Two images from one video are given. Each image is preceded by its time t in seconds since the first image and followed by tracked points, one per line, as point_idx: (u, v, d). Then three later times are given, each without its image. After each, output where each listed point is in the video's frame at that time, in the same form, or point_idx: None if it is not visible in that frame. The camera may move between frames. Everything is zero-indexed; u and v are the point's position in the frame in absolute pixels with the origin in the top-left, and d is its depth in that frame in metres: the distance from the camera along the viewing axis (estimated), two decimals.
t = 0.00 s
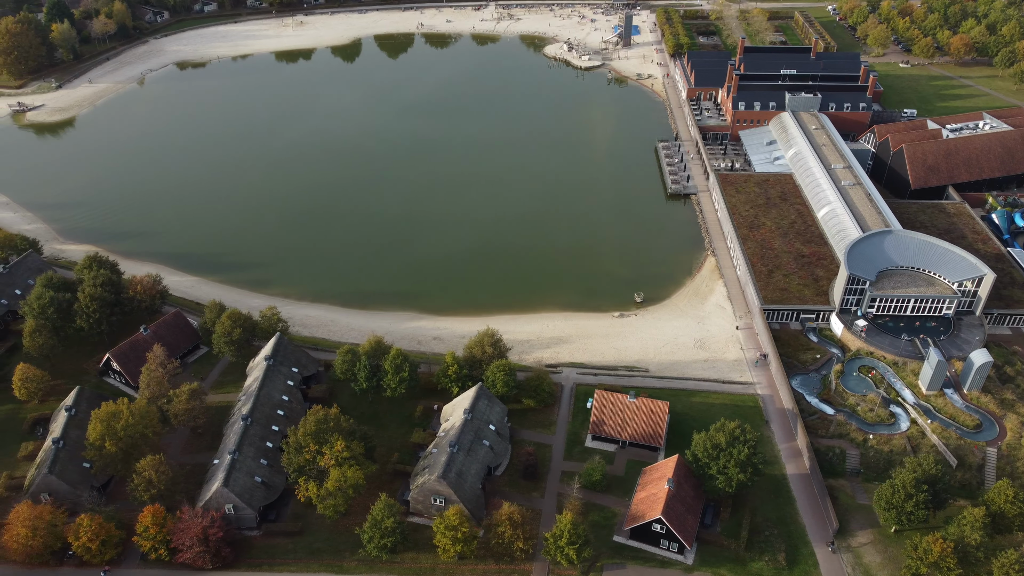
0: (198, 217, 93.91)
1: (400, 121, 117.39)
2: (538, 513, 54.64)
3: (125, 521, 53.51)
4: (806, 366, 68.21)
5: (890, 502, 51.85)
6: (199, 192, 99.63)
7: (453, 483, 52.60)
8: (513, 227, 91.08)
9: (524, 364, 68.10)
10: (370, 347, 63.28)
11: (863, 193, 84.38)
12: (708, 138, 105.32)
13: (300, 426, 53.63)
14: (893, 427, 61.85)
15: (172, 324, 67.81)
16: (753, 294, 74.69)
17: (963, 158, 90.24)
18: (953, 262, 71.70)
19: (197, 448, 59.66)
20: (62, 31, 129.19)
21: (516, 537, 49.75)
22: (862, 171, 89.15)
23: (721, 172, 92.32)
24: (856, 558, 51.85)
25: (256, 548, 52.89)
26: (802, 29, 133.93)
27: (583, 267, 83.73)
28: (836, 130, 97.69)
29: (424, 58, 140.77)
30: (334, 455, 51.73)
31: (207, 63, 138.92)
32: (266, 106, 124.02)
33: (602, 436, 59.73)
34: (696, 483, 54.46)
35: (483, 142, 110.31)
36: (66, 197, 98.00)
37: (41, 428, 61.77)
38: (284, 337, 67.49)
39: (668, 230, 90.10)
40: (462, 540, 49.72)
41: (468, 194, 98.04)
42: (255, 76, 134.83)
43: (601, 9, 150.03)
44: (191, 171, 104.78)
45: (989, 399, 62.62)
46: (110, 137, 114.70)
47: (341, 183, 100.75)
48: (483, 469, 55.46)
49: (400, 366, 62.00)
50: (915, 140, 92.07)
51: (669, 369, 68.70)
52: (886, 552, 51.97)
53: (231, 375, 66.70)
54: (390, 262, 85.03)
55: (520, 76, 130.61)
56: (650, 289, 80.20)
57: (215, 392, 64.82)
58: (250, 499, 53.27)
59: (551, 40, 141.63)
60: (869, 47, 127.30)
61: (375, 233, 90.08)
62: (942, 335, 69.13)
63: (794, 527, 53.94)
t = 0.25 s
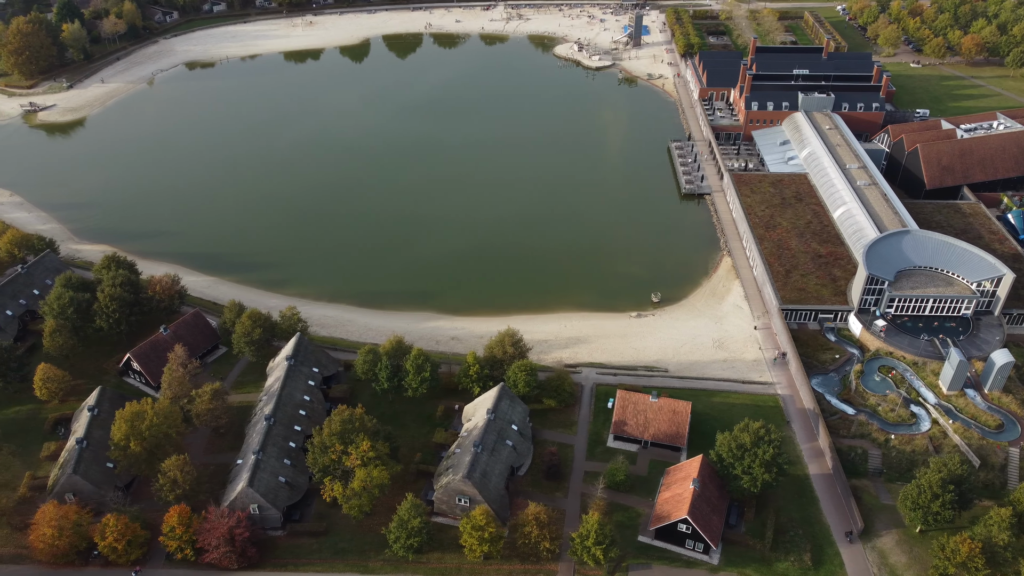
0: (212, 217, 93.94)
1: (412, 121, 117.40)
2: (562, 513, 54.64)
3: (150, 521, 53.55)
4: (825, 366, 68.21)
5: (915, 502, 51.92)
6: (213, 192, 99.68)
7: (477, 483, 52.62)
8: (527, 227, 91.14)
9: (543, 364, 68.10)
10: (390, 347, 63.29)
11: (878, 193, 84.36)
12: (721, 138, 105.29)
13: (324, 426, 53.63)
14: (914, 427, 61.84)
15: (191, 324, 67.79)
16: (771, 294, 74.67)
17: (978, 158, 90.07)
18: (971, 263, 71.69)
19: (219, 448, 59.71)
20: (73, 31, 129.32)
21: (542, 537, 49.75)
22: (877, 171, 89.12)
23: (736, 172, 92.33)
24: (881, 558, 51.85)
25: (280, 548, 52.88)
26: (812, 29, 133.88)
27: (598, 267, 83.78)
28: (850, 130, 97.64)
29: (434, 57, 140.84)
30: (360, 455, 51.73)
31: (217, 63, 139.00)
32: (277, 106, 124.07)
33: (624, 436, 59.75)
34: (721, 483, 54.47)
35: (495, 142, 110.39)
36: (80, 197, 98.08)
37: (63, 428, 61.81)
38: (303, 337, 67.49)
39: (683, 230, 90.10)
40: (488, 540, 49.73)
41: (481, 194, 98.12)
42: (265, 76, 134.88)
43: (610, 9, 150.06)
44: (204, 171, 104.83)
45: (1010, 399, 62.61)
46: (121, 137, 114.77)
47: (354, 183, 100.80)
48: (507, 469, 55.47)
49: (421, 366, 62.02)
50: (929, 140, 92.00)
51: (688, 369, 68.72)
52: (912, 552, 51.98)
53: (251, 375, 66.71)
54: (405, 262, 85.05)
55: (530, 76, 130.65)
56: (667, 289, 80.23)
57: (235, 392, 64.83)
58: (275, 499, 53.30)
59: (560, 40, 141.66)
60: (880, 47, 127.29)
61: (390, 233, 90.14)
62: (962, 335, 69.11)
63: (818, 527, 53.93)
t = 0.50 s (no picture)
0: (226, 216, 93.94)
1: (424, 121, 117.38)
2: (586, 513, 54.61)
3: (174, 521, 53.56)
4: (845, 366, 68.21)
5: (941, 502, 51.93)
6: (226, 192, 99.64)
7: (502, 483, 52.63)
8: (542, 227, 91.18)
9: (563, 364, 68.10)
10: (412, 347, 63.28)
11: (894, 193, 84.27)
12: (734, 138, 105.24)
13: (349, 426, 53.64)
14: (936, 427, 61.81)
15: (211, 324, 67.79)
16: (789, 293, 74.61)
17: (993, 158, 89.45)
18: (990, 263, 71.67)
19: (242, 448, 59.81)
20: (83, 31, 129.51)
21: (569, 537, 49.69)
22: (891, 171, 89.04)
23: (750, 172, 92.30)
24: (906, 558, 51.83)
25: (305, 549, 52.86)
26: (822, 29, 133.76)
27: (614, 267, 83.79)
28: (863, 130, 97.56)
29: (443, 58, 140.76)
30: (386, 455, 51.70)
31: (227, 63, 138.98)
32: (288, 106, 124.03)
33: (646, 436, 59.75)
34: (745, 483, 54.43)
35: (507, 142, 110.41)
36: (93, 197, 98.21)
37: (84, 428, 61.86)
38: (323, 337, 67.49)
39: (698, 230, 90.10)
40: (515, 540, 49.72)
41: (495, 194, 98.11)
42: (275, 76, 134.81)
43: (619, 9, 149.99)
44: (217, 171, 104.80)
45: None
46: (133, 137, 114.73)
47: (367, 183, 100.78)
48: (531, 469, 55.47)
49: (443, 366, 62.01)
50: (944, 141, 91.61)
51: (708, 369, 68.69)
52: (937, 552, 51.96)
53: (271, 376, 66.69)
54: (420, 261, 85.07)
55: (540, 76, 130.65)
56: (684, 289, 80.21)
57: (256, 392, 64.85)
58: (299, 499, 53.30)
59: (570, 40, 141.68)
60: (890, 47, 127.18)
61: (405, 234, 90.08)
62: (981, 336, 69.04)
63: (843, 527, 53.91)
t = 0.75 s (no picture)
0: (241, 216, 93.99)
1: (435, 121, 117.30)
2: (611, 513, 54.57)
3: (199, 521, 53.55)
4: (865, 366, 68.19)
5: (967, 502, 51.90)
6: (240, 192, 99.64)
7: (527, 483, 52.61)
8: (557, 227, 91.14)
9: (583, 364, 68.07)
10: (432, 348, 63.28)
11: (910, 193, 84.16)
12: (746, 138, 105.16)
13: (374, 426, 53.64)
14: (958, 426, 61.73)
15: (231, 324, 67.83)
16: (807, 293, 74.56)
17: (1008, 158, 89.24)
18: (1009, 263, 71.56)
19: (263, 448, 59.87)
20: (94, 31, 129.59)
21: (596, 537, 49.59)
22: (906, 171, 88.92)
23: (765, 172, 92.25)
24: (932, 558, 51.79)
25: (330, 549, 52.83)
26: (832, 29, 133.60)
27: (630, 267, 83.75)
28: (877, 130, 97.47)
29: (453, 58, 140.73)
30: (411, 455, 51.67)
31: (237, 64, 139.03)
32: (299, 106, 124.04)
33: (668, 436, 59.71)
34: (770, 483, 54.40)
35: (520, 143, 110.39)
36: (108, 197, 98.25)
37: (106, 428, 61.90)
38: (343, 337, 67.50)
39: (713, 230, 90.07)
40: (541, 540, 49.67)
41: (508, 194, 98.07)
42: (286, 76, 134.86)
43: (628, 10, 149.99)
44: (230, 171, 104.85)
45: None
46: (145, 137, 114.78)
47: (381, 183, 100.77)
48: (554, 469, 55.42)
49: (464, 366, 62.01)
50: (959, 140, 91.64)
51: (727, 369, 68.65)
52: (963, 552, 51.92)
53: (291, 376, 66.69)
54: (437, 261, 85.12)
55: (550, 77, 130.62)
56: (701, 289, 80.19)
57: (276, 392, 64.85)
58: (324, 499, 53.28)
59: (579, 40, 141.71)
60: (901, 47, 127.03)
61: (419, 234, 90.09)
62: (1000, 335, 68.92)
63: (868, 527, 53.88)
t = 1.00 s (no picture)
0: (256, 216, 94.01)
1: (447, 121, 117.24)
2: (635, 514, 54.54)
3: (224, 521, 53.56)
4: (884, 366, 68.20)
5: (993, 503, 51.85)
6: (253, 192, 99.65)
7: (552, 484, 52.62)
8: (571, 227, 91.08)
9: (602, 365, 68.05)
10: (453, 348, 63.29)
11: (926, 193, 84.05)
12: (759, 138, 105.12)
13: (399, 426, 53.67)
14: (979, 427, 61.72)
15: (251, 324, 67.84)
16: (825, 293, 74.55)
17: None
18: None
19: (285, 448, 59.89)
20: (106, 31, 129.71)
21: (623, 537, 49.53)
22: (921, 170, 88.81)
23: (780, 172, 92.21)
24: (958, 558, 51.77)
25: (356, 549, 52.81)
26: (842, 29, 133.50)
27: (647, 267, 83.70)
28: (891, 130, 97.39)
29: (463, 58, 140.70)
30: (437, 455, 51.68)
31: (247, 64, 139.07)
32: (310, 106, 124.04)
33: (691, 436, 59.67)
34: (794, 483, 54.36)
35: (532, 142, 110.37)
36: (122, 197, 98.34)
37: (128, 428, 61.93)
38: (363, 338, 67.52)
39: (728, 230, 90.03)
40: (568, 541, 49.65)
41: (522, 194, 98.02)
42: (296, 76, 134.87)
43: (637, 9, 149.98)
44: (243, 171, 104.88)
45: None
46: (157, 137, 114.83)
47: (394, 183, 100.77)
48: (578, 469, 55.40)
49: (486, 367, 62.03)
50: (975, 141, 91.28)
51: (747, 369, 68.60)
52: (989, 553, 51.92)
53: (311, 376, 66.69)
54: (450, 262, 85.11)
55: (561, 77, 130.50)
56: (718, 289, 80.18)
57: (297, 392, 64.87)
58: (349, 500, 53.28)
59: (589, 40, 141.71)
60: (912, 47, 126.78)
61: (434, 234, 90.08)
62: (1020, 336, 68.87)
63: (893, 527, 53.89)
